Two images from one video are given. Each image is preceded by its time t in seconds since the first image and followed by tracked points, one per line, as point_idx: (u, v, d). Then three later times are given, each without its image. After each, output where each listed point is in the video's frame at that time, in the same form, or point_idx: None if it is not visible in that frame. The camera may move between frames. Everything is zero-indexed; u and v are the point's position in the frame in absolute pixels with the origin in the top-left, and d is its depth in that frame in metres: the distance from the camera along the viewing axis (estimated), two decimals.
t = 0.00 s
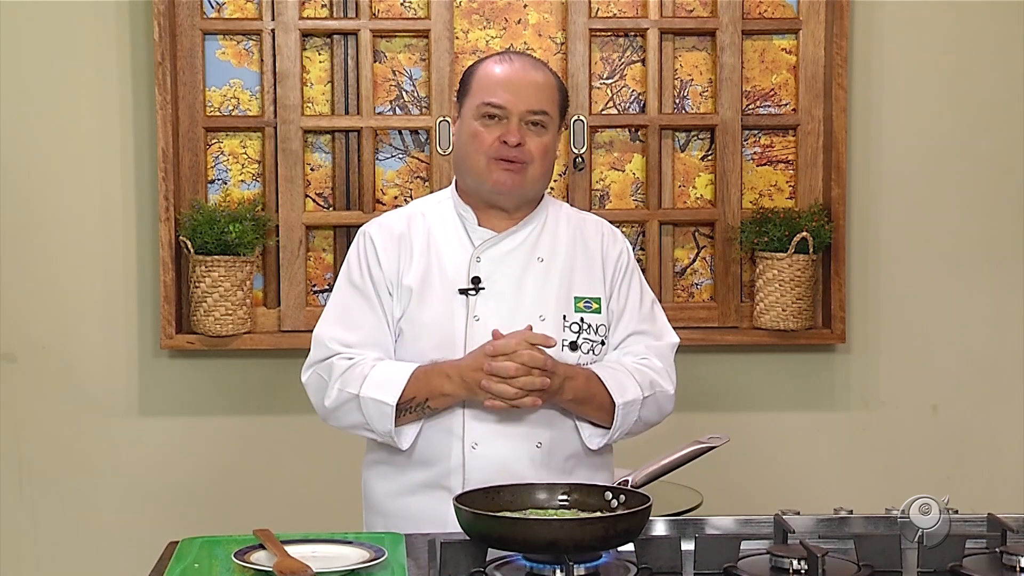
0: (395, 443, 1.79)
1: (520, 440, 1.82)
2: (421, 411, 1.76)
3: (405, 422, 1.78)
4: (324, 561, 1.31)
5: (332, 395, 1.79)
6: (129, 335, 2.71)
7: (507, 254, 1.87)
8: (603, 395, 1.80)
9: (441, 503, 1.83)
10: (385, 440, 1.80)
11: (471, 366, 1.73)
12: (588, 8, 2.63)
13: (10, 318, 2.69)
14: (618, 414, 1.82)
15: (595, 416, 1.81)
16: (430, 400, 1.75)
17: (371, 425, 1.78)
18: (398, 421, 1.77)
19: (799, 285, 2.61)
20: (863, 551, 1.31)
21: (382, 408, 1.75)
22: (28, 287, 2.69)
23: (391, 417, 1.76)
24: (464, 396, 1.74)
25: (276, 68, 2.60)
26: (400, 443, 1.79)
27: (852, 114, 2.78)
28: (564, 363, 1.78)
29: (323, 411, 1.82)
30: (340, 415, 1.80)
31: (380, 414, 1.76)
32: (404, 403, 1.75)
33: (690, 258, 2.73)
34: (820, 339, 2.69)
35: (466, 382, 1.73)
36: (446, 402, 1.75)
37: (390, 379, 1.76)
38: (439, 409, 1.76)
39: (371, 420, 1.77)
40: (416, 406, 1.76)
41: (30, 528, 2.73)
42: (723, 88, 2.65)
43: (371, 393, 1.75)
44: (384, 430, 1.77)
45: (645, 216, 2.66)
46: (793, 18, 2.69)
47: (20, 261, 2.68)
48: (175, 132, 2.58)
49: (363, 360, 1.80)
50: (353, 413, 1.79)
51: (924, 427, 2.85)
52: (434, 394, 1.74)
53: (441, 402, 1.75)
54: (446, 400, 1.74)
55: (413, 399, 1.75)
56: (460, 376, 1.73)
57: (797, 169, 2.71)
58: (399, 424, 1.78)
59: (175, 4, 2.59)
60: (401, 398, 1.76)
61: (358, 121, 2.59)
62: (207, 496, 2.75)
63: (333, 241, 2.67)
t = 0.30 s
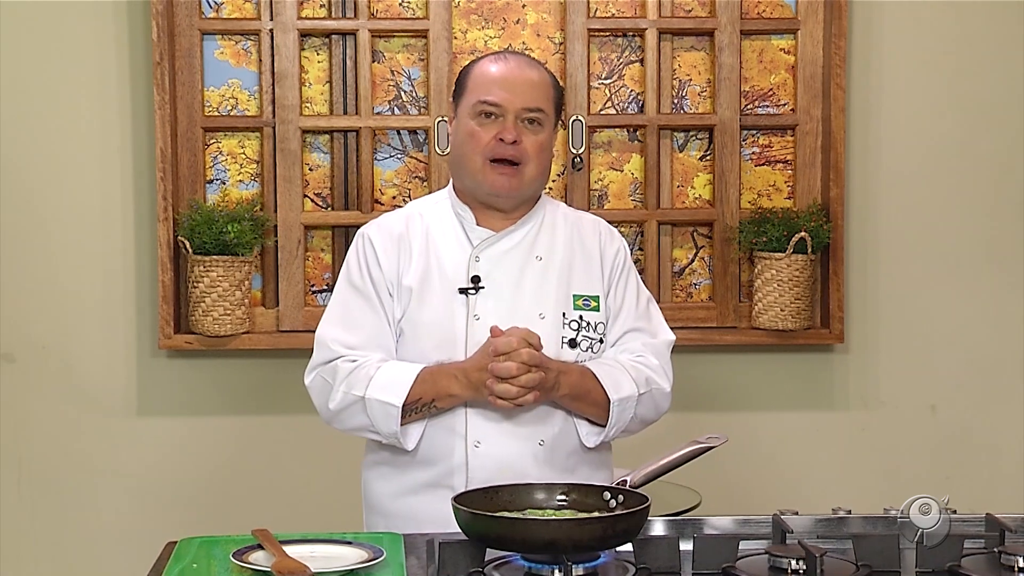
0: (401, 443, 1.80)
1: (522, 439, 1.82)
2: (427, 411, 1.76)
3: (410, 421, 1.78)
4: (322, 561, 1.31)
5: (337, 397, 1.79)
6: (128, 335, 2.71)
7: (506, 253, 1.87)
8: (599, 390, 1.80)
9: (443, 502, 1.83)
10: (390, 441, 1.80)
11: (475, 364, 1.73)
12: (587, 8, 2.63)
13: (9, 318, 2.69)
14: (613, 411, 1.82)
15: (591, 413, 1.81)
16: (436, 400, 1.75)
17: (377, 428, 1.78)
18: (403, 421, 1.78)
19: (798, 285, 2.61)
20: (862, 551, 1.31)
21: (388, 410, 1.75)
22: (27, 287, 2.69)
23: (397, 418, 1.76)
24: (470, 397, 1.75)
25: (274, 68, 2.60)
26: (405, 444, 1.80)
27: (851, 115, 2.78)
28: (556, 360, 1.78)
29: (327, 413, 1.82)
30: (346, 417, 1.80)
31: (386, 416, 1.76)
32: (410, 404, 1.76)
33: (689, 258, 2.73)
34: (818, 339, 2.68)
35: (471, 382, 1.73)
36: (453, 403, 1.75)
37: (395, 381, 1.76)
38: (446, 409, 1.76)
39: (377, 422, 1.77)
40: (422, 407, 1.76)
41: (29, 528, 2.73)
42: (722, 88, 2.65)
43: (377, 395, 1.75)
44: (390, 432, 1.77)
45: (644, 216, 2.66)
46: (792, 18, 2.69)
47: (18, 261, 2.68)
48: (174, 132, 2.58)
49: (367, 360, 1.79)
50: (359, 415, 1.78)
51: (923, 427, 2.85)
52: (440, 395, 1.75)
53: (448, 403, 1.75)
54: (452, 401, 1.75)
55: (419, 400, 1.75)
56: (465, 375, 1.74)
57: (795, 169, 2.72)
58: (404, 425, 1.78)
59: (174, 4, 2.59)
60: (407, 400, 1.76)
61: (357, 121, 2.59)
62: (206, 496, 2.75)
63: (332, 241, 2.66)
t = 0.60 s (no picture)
0: (401, 444, 1.80)
1: (522, 438, 1.82)
2: (426, 411, 1.76)
3: (410, 421, 1.78)
4: (321, 561, 1.31)
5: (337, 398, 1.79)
6: (128, 335, 2.71)
7: (506, 253, 1.87)
8: (598, 388, 1.80)
9: (443, 502, 1.83)
10: (390, 441, 1.80)
11: (475, 363, 1.73)
12: (586, 8, 2.63)
13: (8, 318, 2.69)
14: (612, 410, 1.82)
15: (590, 413, 1.81)
16: (435, 399, 1.75)
17: (377, 429, 1.78)
18: (403, 421, 1.78)
19: (797, 284, 2.61)
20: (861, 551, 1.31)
21: (388, 410, 1.75)
22: (27, 286, 2.69)
23: (396, 417, 1.76)
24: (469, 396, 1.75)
25: (273, 68, 2.60)
26: (405, 444, 1.80)
27: (850, 114, 2.78)
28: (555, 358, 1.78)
29: (327, 413, 1.82)
30: (346, 418, 1.80)
31: (385, 416, 1.76)
32: (409, 403, 1.76)
33: (688, 258, 2.73)
34: (818, 339, 2.68)
35: (470, 381, 1.73)
36: (452, 401, 1.75)
37: (394, 381, 1.76)
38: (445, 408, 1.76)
39: (377, 422, 1.77)
40: (420, 406, 1.76)
41: (29, 528, 2.73)
42: (721, 88, 2.65)
43: (376, 395, 1.75)
44: (390, 433, 1.77)
45: (643, 216, 2.66)
46: (791, 18, 2.69)
47: (18, 261, 2.68)
48: (173, 132, 2.58)
49: (368, 361, 1.79)
50: (359, 415, 1.78)
51: (923, 427, 2.85)
52: (439, 394, 1.75)
53: (447, 402, 1.75)
54: (451, 400, 1.75)
55: (418, 399, 1.75)
56: (463, 375, 1.73)
57: (795, 169, 2.72)
58: (404, 425, 1.78)
59: (174, 3, 2.59)
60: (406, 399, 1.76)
61: (356, 121, 2.59)
62: (206, 496, 2.75)
63: (332, 241, 2.66)
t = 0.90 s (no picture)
0: (380, 414, 1.75)
1: (523, 432, 1.82)
2: (399, 369, 1.71)
3: (388, 392, 1.74)
4: (322, 561, 1.31)
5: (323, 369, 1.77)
6: (128, 335, 2.71)
7: (507, 248, 1.88)
8: (622, 347, 1.79)
9: (444, 500, 1.83)
10: (369, 411, 1.76)
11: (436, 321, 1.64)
12: (587, 8, 2.63)
13: (9, 318, 2.69)
14: (636, 372, 1.80)
15: (619, 372, 1.79)
16: (404, 353, 1.70)
17: (357, 396, 1.74)
18: (381, 388, 1.74)
19: (798, 285, 2.61)
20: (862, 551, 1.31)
21: (364, 367, 1.72)
22: (27, 286, 2.69)
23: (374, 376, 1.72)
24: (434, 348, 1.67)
25: (274, 68, 2.60)
26: (384, 413, 1.75)
27: (851, 114, 2.78)
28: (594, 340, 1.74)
29: (316, 394, 1.80)
30: (331, 393, 1.77)
31: (362, 374, 1.73)
32: (384, 360, 1.72)
33: (689, 258, 2.73)
34: (819, 339, 2.68)
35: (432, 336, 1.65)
36: (419, 353, 1.68)
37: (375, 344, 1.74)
38: (415, 363, 1.70)
39: (355, 385, 1.73)
40: (393, 363, 1.71)
41: (29, 528, 2.73)
42: (722, 88, 2.65)
43: (354, 353, 1.73)
44: (366, 393, 1.73)
45: (644, 216, 2.66)
46: (792, 18, 2.69)
47: (19, 261, 2.68)
48: (174, 132, 2.59)
49: (360, 337, 1.77)
50: (341, 384, 1.76)
51: (923, 427, 2.85)
52: (408, 346, 1.69)
53: (415, 354, 1.69)
54: (416, 350, 1.68)
55: (391, 354, 1.71)
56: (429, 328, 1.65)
57: (796, 169, 2.72)
58: (382, 395, 1.74)
59: (174, 4, 2.60)
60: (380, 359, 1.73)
61: (357, 121, 2.59)
62: (206, 496, 2.75)
63: (333, 241, 2.66)
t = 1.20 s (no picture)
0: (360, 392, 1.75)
1: (523, 432, 1.82)
2: (373, 339, 1.71)
3: (365, 366, 1.74)
4: (322, 561, 1.31)
5: (309, 363, 1.78)
6: (128, 335, 2.71)
7: (503, 248, 1.87)
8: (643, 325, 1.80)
9: (443, 500, 1.83)
10: (349, 390, 1.75)
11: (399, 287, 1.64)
12: (587, 8, 2.63)
13: (8, 317, 2.69)
14: (656, 348, 1.80)
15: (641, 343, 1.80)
16: (375, 320, 1.70)
17: (337, 375, 1.75)
18: (358, 363, 1.74)
19: (798, 285, 2.61)
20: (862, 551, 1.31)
21: (340, 341, 1.73)
22: (27, 286, 2.69)
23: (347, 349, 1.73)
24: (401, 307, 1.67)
25: (274, 68, 2.60)
26: (363, 389, 1.75)
27: (851, 114, 2.78)
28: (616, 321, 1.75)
29: (305, 389, 1.81)
30: (319, 385, 1.78)
31: (339, 351, 1.73)
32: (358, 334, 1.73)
33: (689, 258, 2.73)
34: (818, 339, 2.68)
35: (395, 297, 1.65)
36: (388, 315, 1.69)
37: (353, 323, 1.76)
38: (386, 327, 1.70)
39: (333, 363, 1.74)
40: (366, 333, 1.71)
41: (29, 528, 2.73)
42: (722, 88, 2.65)
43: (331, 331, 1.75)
44: (343, 369, 1.74)
45: (644, 216, 2.66)
46: (791, 18, 2.69)
47: (18, 261, 2.68)
48: (174, 132, 2.58)
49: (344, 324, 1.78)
50: (324, 370, 1.76)
51: (923, 427, 2.85)
52: (377, 313, 1.70)
53: (384, 318, 1.69)
54: (385, 313, 1.69)
55: (362, 324, 1.72)
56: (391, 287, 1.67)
57: (795, 169, 2.72)
58: (360, 370, 1.74)
59: (174, 4, 2.60)
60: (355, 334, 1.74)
61: (357, 121, 2.59)
62: (205, 496, 2.75)
63: (332, 241, 2.66)
